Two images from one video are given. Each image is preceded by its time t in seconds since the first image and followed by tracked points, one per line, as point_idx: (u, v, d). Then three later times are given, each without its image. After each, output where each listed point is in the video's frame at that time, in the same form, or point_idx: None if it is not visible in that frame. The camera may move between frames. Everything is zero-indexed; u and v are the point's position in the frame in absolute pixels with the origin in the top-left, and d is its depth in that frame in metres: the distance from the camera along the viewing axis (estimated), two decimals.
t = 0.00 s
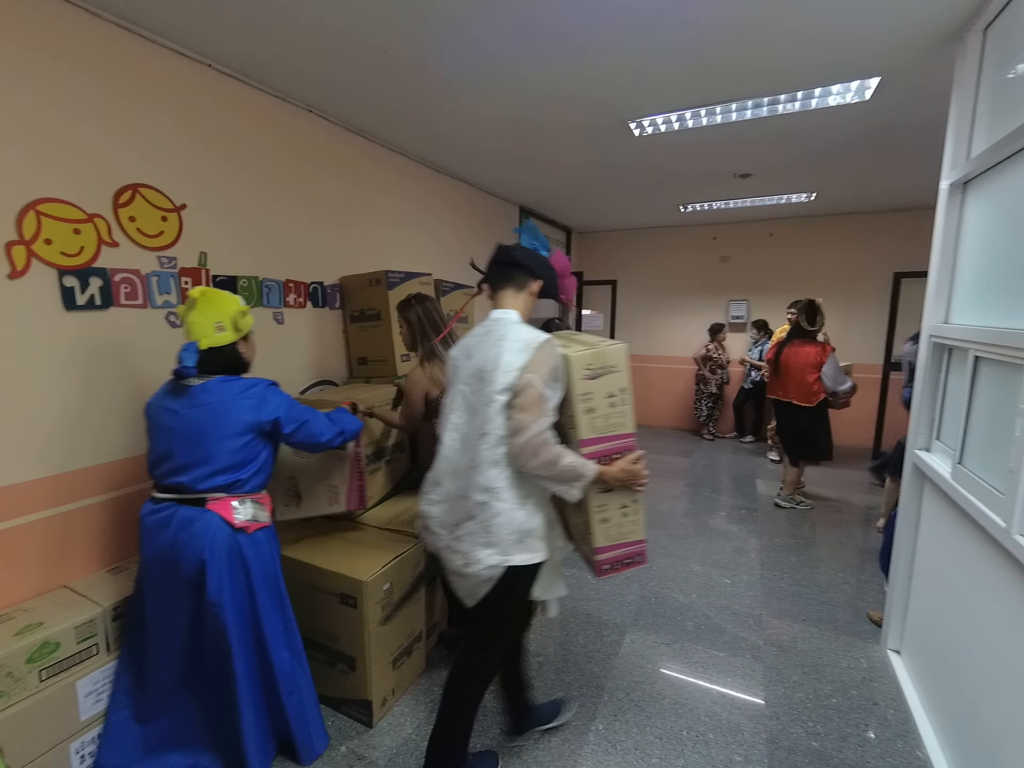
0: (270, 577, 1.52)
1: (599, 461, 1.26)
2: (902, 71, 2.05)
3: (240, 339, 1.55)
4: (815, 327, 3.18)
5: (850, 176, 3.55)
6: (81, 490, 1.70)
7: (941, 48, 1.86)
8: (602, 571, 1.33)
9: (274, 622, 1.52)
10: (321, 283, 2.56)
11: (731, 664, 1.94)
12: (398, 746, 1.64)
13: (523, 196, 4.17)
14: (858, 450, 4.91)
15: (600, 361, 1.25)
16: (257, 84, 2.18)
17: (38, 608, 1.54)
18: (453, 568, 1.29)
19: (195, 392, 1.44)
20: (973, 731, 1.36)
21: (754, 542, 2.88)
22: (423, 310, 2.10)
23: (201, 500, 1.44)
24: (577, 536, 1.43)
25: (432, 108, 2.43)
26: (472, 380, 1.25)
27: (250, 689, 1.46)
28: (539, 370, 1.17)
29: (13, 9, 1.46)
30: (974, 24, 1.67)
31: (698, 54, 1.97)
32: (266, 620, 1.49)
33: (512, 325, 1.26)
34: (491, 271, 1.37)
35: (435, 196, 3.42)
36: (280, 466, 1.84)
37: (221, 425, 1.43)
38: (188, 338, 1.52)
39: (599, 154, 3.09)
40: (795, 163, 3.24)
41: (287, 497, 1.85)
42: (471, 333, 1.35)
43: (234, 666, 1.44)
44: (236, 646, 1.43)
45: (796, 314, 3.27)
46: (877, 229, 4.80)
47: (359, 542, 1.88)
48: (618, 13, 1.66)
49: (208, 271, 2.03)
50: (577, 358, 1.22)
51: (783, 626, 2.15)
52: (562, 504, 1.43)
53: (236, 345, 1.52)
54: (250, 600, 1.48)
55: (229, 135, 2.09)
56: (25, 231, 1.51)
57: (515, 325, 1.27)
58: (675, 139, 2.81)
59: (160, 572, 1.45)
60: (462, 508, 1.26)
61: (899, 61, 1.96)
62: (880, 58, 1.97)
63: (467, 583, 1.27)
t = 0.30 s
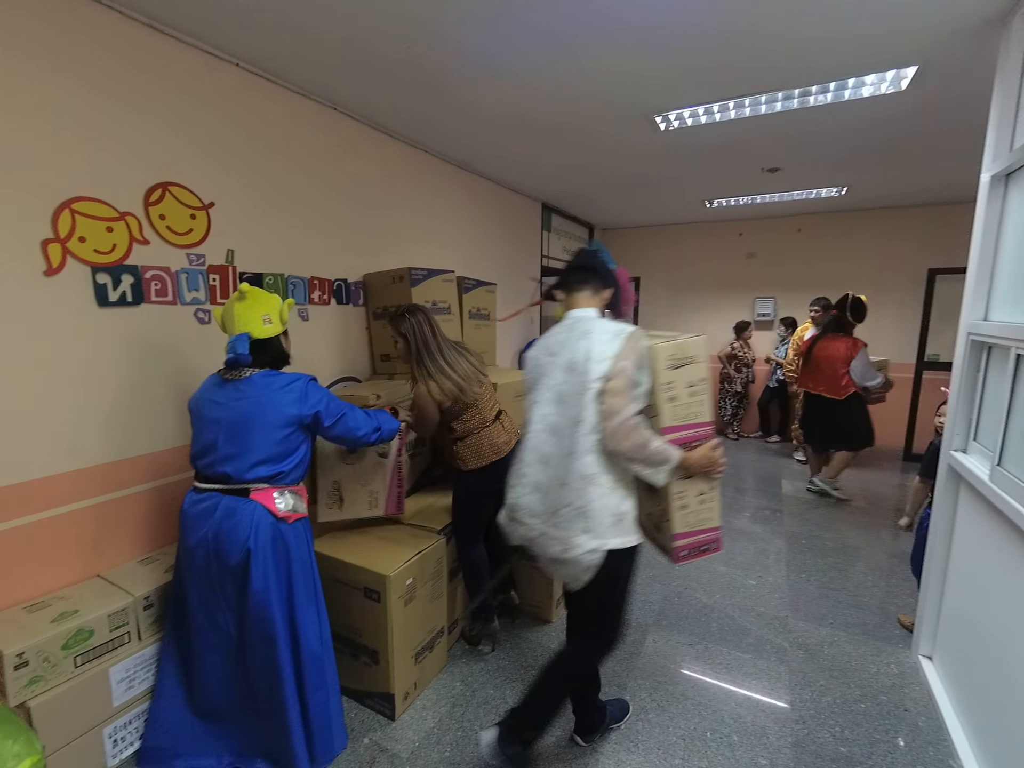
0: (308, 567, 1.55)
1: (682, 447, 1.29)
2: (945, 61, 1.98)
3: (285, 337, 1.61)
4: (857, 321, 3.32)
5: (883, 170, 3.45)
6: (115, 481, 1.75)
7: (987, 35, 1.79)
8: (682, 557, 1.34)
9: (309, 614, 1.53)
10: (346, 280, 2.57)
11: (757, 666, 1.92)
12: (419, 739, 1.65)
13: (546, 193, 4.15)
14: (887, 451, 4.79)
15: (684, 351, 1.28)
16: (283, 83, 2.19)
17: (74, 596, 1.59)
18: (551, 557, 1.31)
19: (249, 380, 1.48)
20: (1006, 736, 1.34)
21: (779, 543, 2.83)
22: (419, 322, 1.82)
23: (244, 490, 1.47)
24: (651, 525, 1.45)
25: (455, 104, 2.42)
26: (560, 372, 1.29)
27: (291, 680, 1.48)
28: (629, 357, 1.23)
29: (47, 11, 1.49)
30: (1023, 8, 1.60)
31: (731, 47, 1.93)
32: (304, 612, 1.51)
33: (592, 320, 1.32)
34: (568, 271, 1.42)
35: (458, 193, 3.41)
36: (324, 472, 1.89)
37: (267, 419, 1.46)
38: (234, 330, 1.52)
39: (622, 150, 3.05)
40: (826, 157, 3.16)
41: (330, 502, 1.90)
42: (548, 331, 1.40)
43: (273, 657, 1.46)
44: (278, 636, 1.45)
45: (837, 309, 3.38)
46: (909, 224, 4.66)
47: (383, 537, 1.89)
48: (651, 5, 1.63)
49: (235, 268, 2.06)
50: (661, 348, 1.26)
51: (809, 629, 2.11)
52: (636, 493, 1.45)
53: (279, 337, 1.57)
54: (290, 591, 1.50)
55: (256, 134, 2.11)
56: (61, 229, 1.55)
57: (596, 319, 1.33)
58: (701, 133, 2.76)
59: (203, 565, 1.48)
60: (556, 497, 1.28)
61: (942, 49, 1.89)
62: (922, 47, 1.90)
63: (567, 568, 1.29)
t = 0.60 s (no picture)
0: (324, 550, 1.59)
1: (758, 429, 1.40)
2: (987, 47, 1.90)
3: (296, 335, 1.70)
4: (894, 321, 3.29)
5: (914, 162, 3.34)
6: (142, 472, 1.78)
7: None
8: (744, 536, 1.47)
9: (326, 599, 1.56)
10: (364, 275, 2.58)
11: (776, 665, 1.89)
12: (437, 730, 1.67)
13: (566, 189, 4.11)
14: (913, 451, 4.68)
15: (767, 339, 1.40)
16: (303, 78, 2.19)
17: (102, 583, 1.64)
18: (634, 540, 1.33)
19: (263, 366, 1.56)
20: None
21: (800, 543, 2.79)
22: (427, 321, 1.79)
23: (260, 474, 1.51)
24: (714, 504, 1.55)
25: (475, 98, 2.40)
26: (641, 361, 1.31)
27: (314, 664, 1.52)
28: (714, 346, 1.27)
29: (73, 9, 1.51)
30: None
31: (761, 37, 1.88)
32: (321, 595, 1.55)
33: (671, 310, 1.34)
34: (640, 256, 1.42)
35: (477, 188, 3.40)
36: (351, 482, 1.87)
37: (280, 403, 1.53)
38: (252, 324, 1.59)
39: (643, 143, 3.00)
40: (856, 149, 3.08)
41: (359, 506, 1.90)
42: (621, 321, 1.42)
43: (293, 640, 1.50)
44: (297, 619, 1.49)
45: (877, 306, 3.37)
46: (940, 217, 4.52)
47: (401, 530, 1.91)
48: None
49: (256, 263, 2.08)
50: (748, 336, 1.36)
51: (830, 629, 2.08)
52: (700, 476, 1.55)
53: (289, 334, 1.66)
54: (306, 574, 1.53)
55: (277, 130, 2.13)
56: (88, 225, 1.58)
57: (674, 309, 1.36)
58: (725, 125, 2.69)
59: (222, 553, 1.51)
60: (640, 483, 1.30)
61: (984, 35, 1.81)
62: (962, 34, 1.83)
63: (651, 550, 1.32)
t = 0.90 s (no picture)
0: (336, 532, 1.63)
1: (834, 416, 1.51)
2: None
3: (302, 337, 1.83)
4: (954, 318, 3.29)
5: (945, 150, 3.24)
6: (166, 461, 1.83)
7: None
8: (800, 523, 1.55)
9: (337, 580, 1.60)
10: (381, 268, 2.58)
11: (794, 661, 1.88)
12: (454, 716, 1.69)
13: (584, 181, 4.07)
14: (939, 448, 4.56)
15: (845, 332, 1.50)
16: (322, 70, 2.20)
17: (130, 568, 1.68)
18: (730, 530, 1.39)
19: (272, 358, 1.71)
20: None
21: (820, 539, 2.75)
22: (442, 316, 1.78)
23: (274, 455, 1.58)
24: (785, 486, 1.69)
25: (494, 89, 2.38)
26: (738, 359, 1.34)
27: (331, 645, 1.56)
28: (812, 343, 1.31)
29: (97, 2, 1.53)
30: None
31: (792, 22, 1.82)
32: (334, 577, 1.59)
33: (767, 306, 1.36)
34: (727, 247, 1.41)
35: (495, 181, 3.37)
36: (369, 470, 1.90)
37: (293, 384, 1.64)
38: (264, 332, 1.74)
39: (664, 132, 2.95)
40: (884, 137, 2.99)
41: (378, 497, 1.93)
42: (708, 317, 1.44)
43: (309, 622, 1.53)
44: (312, 601, 1.53)
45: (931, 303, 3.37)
46: (971, 207, 4.38)
47: (419, 520, 1.93)
48: None
49: (276, 256, 2.09)
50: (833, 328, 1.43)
51: (851, 627, 2.05)
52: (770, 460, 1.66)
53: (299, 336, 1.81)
54: (319, 556, 1.58)
55: (297, 123, 2.13)
56: (113, 217, 1.61)
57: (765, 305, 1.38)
58: (748, 113, 2.63)
59: (239, 537, 1.55)
60: (737, 479, 1.36)
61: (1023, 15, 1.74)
62: (999, 14, 1.76)
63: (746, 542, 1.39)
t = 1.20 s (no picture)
0: (346, 515, 1.65)
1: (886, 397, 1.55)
2: None
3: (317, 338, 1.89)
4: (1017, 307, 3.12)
5: (978, 133, 3.12)
6: (189, 450, 1.86)
7: None
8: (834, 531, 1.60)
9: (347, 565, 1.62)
10: (398, 259, 2.58)
11: (813, 655, 1.86)
12: (470, 703, 1.72)
13: (602, 171, 4.01)
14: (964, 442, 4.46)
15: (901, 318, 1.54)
16: (339, 60, 2.18)
17: (155, 552, 1.72)
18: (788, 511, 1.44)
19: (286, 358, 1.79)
20: None
21: (840, 533, 2.72)
22: (462, 305, 1.77)
23: (285, 439, 1.63)
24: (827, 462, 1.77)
25: (512, 76, 2.34)
26: (807, 345, 1.37)
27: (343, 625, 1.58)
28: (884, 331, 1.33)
29: None
30: None
31: (822, 3, 1.76)
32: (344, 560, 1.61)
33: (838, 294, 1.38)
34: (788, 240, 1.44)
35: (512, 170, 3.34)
36: (386, 458, 1.91)
37: (306, 376, 1.72)
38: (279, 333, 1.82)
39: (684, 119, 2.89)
40: (914, 121, 2.89)
41: (395, 485, 1.95)
42: (775, 304, 1.45)
43: (320, 605, 1.55)
44: (324, 583, 1.55)
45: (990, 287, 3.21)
46: (1003, 193, 4.24)
47: (435, 509, 1.94)
48: None
49: (294, 247, 2.10)
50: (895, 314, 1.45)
51: (871, 622, 2.03)
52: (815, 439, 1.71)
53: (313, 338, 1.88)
54: (328, 541, 1.59)
55: (315, 114, 2.13)
56: (135, 208, 1.63)
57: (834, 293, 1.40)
58: (773, 97, 2.56)
59: (251, 524, 1.57)
60: (800, 461, 1.40)
61: None
62: None
63: (803, 520, 1.42)
